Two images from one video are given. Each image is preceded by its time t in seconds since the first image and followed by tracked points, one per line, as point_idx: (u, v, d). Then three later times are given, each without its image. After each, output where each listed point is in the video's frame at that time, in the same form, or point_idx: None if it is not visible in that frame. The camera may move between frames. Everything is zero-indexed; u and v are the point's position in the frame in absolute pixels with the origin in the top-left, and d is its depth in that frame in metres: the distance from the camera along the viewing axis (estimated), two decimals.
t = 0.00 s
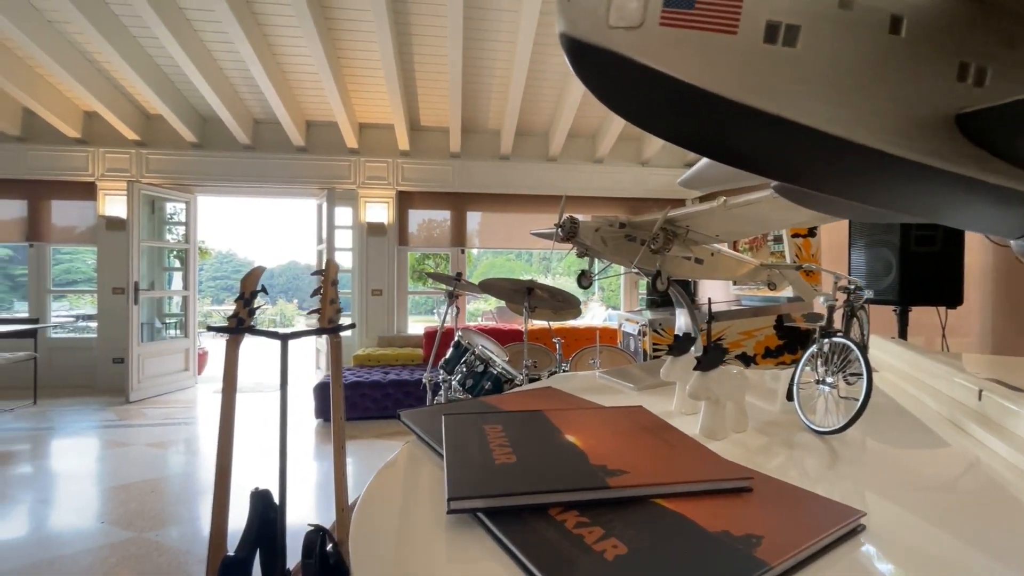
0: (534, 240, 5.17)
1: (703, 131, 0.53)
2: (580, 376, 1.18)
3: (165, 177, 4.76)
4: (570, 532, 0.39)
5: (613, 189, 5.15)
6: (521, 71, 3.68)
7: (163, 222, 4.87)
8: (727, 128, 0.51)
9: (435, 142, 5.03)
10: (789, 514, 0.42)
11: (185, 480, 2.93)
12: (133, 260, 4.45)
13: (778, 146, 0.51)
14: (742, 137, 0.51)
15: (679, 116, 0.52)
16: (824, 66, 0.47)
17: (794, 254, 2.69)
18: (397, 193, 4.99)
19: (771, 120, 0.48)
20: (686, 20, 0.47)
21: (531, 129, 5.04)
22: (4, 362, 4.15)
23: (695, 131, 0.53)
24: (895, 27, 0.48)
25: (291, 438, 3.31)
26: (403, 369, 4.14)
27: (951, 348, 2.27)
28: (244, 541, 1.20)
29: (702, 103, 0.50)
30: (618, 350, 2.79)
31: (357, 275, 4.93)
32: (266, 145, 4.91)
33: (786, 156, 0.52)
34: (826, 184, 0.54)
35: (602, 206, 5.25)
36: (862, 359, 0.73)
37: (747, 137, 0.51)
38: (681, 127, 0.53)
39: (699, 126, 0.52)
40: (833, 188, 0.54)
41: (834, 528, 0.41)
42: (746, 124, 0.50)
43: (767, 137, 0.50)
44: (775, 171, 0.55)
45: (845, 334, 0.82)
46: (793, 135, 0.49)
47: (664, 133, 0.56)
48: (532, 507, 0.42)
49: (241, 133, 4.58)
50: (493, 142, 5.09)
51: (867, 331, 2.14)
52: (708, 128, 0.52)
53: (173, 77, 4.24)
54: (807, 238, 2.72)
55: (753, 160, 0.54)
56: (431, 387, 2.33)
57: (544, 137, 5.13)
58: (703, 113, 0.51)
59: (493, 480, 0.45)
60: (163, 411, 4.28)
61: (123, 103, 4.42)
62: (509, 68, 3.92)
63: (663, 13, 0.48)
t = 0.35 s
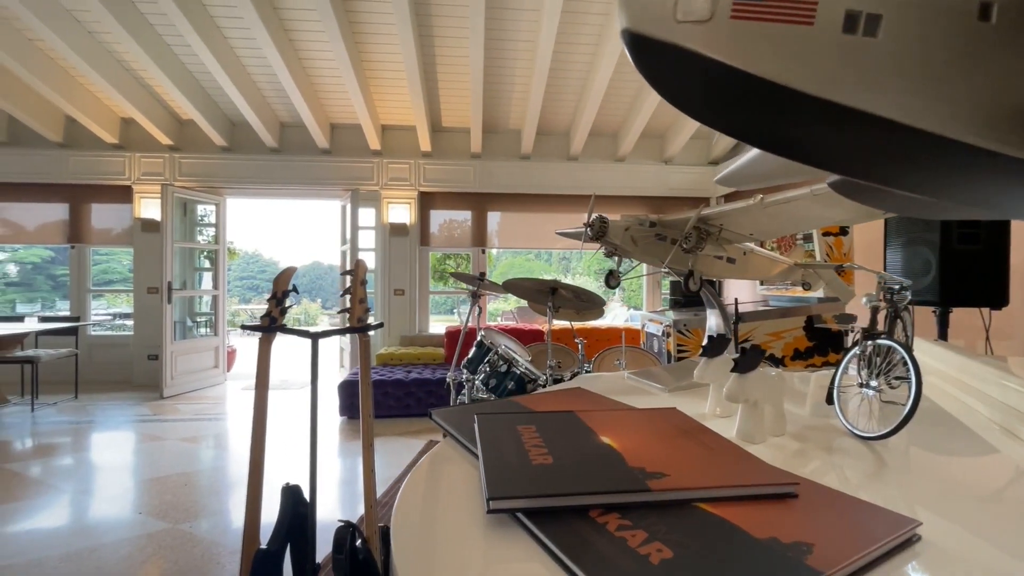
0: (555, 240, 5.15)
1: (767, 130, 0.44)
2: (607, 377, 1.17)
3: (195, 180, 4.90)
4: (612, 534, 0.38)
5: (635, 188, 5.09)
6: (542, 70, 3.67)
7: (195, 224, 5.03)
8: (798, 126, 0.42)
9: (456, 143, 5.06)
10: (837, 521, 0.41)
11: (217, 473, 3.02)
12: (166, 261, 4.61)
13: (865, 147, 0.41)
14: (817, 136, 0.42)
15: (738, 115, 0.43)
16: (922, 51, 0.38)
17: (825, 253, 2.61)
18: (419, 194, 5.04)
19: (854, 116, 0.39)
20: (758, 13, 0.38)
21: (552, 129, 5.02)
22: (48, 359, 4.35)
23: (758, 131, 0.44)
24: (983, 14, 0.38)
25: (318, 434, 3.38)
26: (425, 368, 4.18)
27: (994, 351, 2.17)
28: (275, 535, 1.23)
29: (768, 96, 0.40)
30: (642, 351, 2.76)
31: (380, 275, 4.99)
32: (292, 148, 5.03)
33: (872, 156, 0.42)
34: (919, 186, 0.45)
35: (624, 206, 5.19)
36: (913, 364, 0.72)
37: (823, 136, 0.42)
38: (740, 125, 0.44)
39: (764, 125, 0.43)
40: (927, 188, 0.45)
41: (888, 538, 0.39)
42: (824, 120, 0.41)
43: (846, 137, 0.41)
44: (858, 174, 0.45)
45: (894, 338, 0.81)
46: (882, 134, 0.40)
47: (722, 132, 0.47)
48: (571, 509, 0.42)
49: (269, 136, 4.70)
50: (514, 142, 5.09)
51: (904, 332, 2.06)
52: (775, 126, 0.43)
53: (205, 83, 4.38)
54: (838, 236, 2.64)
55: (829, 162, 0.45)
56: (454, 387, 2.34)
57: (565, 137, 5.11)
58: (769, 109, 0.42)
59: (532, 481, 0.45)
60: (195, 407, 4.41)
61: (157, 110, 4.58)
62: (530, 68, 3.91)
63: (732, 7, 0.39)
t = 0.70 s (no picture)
0: (576, 240, 5.12)
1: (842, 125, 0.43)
2: (636, 378, 1.16)
3: (224, 184, 5.05)
4: (656, 536, 0.38)
5: (657, 187, 5.03)
6: (564, 70, 3.66)
7: (223, 226, 5.17)
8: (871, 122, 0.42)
9: (477, 144, 5.09)
10: (892, 529, 0.40)
11: (245, 469, 3.10)
12: (196, 262, 4.76)
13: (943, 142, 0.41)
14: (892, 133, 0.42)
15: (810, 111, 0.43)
16: (1002, 42, 0.38)
17: (858, 253, 2.54)
18: (440, 195, 5.08)
19: (936, 108, 0.39)
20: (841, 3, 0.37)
21: (573, 128, 5.00)
22: (87, 356, 4.54)
23: (828, 130, 0.44)
24: None
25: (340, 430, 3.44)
26: (446, 368, 4.21)
27: None
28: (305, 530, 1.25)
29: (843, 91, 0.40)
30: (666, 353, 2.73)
31: (401, 276, 5.05)
32: (316, 151, 5.13)
33: (951, 150, 0.42)
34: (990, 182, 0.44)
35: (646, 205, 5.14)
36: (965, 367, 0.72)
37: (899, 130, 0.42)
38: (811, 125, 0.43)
39: (839, 121, 0.42)
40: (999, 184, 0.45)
41: (948, 549, 0.37)
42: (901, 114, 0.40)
43: (924, 131, 0.41)
44: (925, 168, 0.45)
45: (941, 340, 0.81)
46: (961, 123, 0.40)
47: (789, 130, 0.46)
48: (613, 511, 0.42)
49: (294, 140, 4.81)
50: (535, 142, 5.08)
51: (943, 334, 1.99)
52: (850, 121, 0.42)
53: (233, 89, 4.50)
54: (871, 235, 2.56)
55: (901, 161, 0.44)
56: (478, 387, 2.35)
57: (586, 136, 5.09)
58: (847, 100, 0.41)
59: (571, 481, 0.45)
60: (224, 404, 4.54)
61: (188, 115, 4.73)
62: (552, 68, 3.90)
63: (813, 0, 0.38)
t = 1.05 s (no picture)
0: (595, 240, 5.09)
1: (897, 114, 0.40)
2: (661, 380, 1.14)
3: (250, 187, 5.18)
4: (693, 543, 0.37)
5: (679, 186, 4.96)
6: (583, 69, 3.64)
7: (249, 227, 5.30)
8: (930, 111, 0.40)
9: (496, 145, 5.10)
10: (942, 541, 0.38)
11: (269, 465, 3.17)
12: (223, 262, 4.89)
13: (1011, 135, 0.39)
14: (953, 129, 0.40)
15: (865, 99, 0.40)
16: None
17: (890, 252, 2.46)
18: (459, 196, 5.11)
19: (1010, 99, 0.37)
20: None
21: (592, 127, 4.96)
22: (121, 354, 4.71)
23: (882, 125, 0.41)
24: None
25: (361, 428, 3.49)
26: (466, 368, 4.23)
27: None
28: (331, 527, 1.27)
29: (904, 79, 0.38)
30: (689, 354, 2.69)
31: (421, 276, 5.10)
32: (338, 154, 5.22)
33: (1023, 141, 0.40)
34: None
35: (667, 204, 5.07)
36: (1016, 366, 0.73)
37: (961, 127, 0.40)
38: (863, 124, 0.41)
39: (897, 111, 0.40)
40: None
41: (1006, 562, 0.36)
42: (964, 106, 0.39)
43: (989, 123, 0.39)
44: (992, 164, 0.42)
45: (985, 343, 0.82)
46: None
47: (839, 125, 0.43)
48: (647, 515, 0.41)
49: (317, 142, 4.90)
50: (554, 142, 5.07)
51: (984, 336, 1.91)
52: (903, 116, 0.40)
53: (258, 93, 4.62)
54: (905, 234, 2.48)
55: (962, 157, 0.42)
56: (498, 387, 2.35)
57: (605, 135, 5.05)
58: (905, 89, 0.39)
59: (604, 485, 0.45)
60: (250, 401, 4.66)
61: (216, 120, 4.87)
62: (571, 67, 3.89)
63: None
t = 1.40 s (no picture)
0: (615, 240, 5.04)
1: (965, 123, 0.42)
2: (688, 384, 1.13)
3: (275, 189, 5.31)
4: (737, 550, 0.37)
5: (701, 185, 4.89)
6: (604, 68, 3.62)
7: (274, 229, 5.43)
8: (998, 124, 0.41)
9: (515, 145, 5.11)
10: (997, 554, 0.37)
11: (293, 462, 3.24)
12: (249, 264, 5.02)
13: None
14: None
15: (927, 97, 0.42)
16: None
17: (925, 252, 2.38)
18: (478, 197, 5.14)
19: None
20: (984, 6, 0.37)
21: (612, 127, 4.93)
22: (154, 352, 4.88)
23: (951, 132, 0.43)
24: None
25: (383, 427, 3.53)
26: (485, 369, 4.25)
27: None
28: (358, 524, 1.30)
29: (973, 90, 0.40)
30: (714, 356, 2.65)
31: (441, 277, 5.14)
32: (360, 156, 5.31)
33: None
34: None
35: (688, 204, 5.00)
36: None
37: None
38: (926, 129, 0.44)
39: (965, 124, 0.42)
40: None
41: None
42: None
43: None
44: None
45: None
46: None
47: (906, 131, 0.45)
48: (687, 521, 0.41)
49: (339, 145, 4.99)
50: (573, 142, 5.05)
51: None
52: (975, 125, 0.42)
53: (283, 98, 4.73)
54: (941, 233, 2.39)
55: None
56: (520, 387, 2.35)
57: (625, 135, 5.01)
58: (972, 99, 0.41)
59: (642, 490, 0.45)
60: (275, 399, 4.77)
61: (243, 125, 5.00)
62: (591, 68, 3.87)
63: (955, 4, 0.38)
